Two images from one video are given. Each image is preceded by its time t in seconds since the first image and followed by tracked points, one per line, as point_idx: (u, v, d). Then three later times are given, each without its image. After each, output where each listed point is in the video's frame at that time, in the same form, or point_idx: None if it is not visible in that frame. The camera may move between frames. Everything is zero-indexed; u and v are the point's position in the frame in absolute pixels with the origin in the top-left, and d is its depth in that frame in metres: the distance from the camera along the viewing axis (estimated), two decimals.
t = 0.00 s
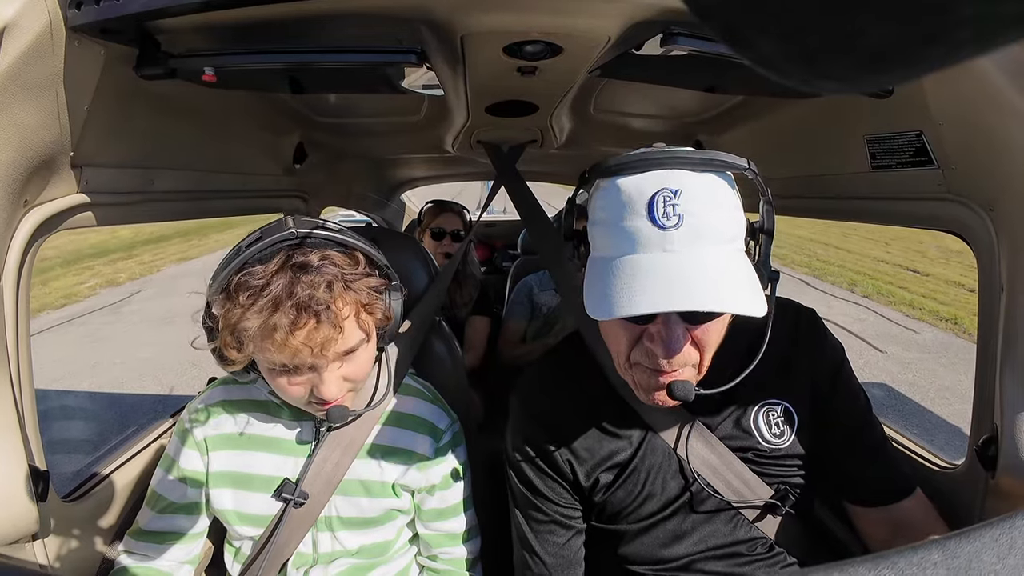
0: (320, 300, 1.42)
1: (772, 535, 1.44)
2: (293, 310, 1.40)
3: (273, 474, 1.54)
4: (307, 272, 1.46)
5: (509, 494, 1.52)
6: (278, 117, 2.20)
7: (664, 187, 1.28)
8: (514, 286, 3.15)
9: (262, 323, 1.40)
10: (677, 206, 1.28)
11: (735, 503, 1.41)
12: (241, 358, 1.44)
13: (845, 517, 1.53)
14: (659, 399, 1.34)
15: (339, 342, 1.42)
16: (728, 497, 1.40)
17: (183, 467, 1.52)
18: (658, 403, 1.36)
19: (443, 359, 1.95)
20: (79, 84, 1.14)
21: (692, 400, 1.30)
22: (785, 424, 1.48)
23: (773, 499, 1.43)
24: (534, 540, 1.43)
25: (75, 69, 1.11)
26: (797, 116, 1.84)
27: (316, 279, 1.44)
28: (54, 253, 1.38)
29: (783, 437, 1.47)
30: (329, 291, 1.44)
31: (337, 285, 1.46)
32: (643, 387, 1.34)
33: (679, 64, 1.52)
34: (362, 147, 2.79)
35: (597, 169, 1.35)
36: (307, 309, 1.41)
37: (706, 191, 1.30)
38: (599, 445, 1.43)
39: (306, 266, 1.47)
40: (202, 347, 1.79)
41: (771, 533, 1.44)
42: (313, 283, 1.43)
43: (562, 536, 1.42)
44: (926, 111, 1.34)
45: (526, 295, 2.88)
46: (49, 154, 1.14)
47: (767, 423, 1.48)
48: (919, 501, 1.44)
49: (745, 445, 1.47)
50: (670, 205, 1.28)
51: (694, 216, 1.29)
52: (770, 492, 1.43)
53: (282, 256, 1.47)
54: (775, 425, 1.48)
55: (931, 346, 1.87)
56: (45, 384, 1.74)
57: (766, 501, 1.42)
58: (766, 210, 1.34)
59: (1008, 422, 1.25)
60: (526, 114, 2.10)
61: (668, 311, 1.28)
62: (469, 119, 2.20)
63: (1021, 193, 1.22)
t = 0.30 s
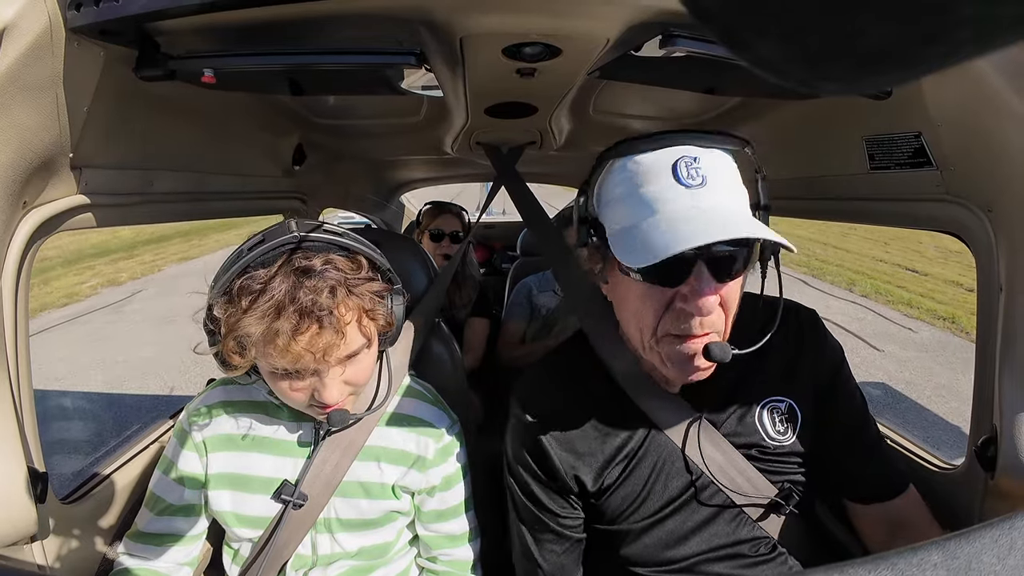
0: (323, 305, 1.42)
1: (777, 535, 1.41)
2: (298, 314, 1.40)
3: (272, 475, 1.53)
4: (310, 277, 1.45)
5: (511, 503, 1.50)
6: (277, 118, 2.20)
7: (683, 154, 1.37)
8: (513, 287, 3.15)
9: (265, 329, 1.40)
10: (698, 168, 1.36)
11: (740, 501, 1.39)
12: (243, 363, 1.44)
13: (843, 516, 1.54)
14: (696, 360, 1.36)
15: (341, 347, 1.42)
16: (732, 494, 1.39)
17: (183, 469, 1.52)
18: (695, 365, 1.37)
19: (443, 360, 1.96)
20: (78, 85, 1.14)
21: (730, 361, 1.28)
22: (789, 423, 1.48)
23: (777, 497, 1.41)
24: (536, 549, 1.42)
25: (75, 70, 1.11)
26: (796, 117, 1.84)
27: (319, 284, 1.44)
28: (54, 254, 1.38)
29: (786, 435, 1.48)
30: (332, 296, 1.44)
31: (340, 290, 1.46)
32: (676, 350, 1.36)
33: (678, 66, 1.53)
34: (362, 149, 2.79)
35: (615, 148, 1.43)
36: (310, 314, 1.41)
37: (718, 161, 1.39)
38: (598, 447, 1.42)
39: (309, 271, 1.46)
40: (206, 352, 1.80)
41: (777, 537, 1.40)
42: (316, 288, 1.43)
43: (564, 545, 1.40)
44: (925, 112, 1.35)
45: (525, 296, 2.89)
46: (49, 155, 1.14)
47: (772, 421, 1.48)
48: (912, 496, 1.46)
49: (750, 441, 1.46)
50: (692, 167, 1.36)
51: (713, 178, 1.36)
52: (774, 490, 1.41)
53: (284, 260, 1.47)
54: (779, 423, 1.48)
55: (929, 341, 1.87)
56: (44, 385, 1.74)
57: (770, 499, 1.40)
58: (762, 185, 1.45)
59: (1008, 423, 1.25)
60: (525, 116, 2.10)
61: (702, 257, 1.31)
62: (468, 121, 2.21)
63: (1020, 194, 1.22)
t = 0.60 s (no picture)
0: (319, 286, 1.43)
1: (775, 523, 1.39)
2: (295, 294, 1.41)
3: (272, 472, 1.54)
4: (308, 261, 1.47)
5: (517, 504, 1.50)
6: (278, 117, 2.20)
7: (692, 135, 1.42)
8: (514, 285, 3.16)
9: (263, 307, 1.41)
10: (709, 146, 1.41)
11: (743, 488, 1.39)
12: (240, 343, 1.44)
13: (830, 508, 1.54)
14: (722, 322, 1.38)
15: (336, 329, 1.42)
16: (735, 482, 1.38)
17: (183, 466, 1.52)
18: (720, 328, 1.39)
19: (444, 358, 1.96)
20: (78, 83, 1.14)
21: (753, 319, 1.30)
22: (790, 409, 1.50)
23: (778, 485, 1.40)
24: (545, 551, 1.40)
25: (75, 69, 1.10)
26: (797, 115, 1.84)
27: (316, 267, 1.45)
28: (55, 252, 1.38)
29: (788, 421, 1.49)
30: (329, 279, 1.45)
31: (336, 273, 1.47)
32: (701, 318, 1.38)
33: (679, 64, 1.52)
34: (363, 147, 2.80)
35: (626, 137, 1.47)
36: (306, 295, 1.41)
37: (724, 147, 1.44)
38: (602, 443, 1.42)
39: (307, 255, 1.48)
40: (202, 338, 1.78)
41: (778, 525, 1.39)
42: (312, 271, 1.45)
43: (575, 547, 1.38)
44: (927, 110, 1.34)
45: (526, 295, 2.90)
46: (49, 153, 1.14)
47: (774, 407, 1.49)
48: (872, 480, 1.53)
49: (755, 428, 1.46)
50: (703, 145, 1.41)
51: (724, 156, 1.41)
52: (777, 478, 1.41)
53: (284, 245, 1.49)
54: (781, 409, 1.49)
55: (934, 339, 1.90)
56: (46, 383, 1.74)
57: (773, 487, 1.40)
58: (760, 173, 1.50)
59: (1008, 421, 1.25)
60: (526, 114, 2.10)
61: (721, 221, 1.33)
62: (469, 119, 2.21)
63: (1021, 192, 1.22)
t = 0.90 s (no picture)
0: (308, 275, 1.44)
1: (777, 523, 1.39)
2: (283, 282, 1.42)
3: (272, 472, 1.54)
4: (300, 250, 1.49)
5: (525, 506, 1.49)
6: (278, 117, 2.20)
7: (675, 155, 1.32)
8: (514, 285, 3.17)
9: (253, 293, 1.43)
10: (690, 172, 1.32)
11: (740, 488, 1.39)
12: (230, 328, 1.46)
13: (832, 509, 1.53)
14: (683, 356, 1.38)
15: (324, 319, 1.42)
16: (733, 481, 1.39)
17: (183, 466, 1.52)
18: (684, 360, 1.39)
19: (443, 358, 1.96)
20: (78, 84, 1.14)
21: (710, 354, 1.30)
22: (791, 407, 1.49)
23: (778, 485, 1.40)
24: (559, 552, 1.38)
25: (75, 69, 1.10)
26: (797, 116, 1.84)
27: (308, 257, 1.47)
28: (55, 253, 1.38)
29: (790, 419, 1.48)
30: (319, 269, 1.46)
31: (326, 263, 1.48)
32: (663, 345, 1.38)
33: (679, 64, 1.52)
34: (363, 148, 2.79)
35: (615, 144, 1.39)
36: (295, 283, 1.43)
37: (715, 161, 1.35)
38: (607, 443, 1.42)
39: (301, 245, 1.50)
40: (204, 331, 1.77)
41: (778, 524, 1.39)
42: (302, 260, 1.46)
43: (590, 547, 1.36)
44: (926, 110, 1.34)
45: (526, 295, 2.90)
46: (49, 154, 1.14)
47: (774, 405, 1.49)
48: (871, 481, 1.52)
49: (756, 426, 1.46)
50: (683, 171, 1.32)
51: (705, 183, 1.33)
52: (776, 477, 1.40)
53: (279, 236, 1.51)
54: (781, 407, 1.49)
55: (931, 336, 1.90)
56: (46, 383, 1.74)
57: (773, 487, 1.39)
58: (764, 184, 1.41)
59: (1008, 422, 1.24)
60: (526, 114, 2.10)
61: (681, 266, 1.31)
62: (469, 119, 2.21)
63: (1021, 192, 1.22)
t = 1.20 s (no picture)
0: (305, 276, 1.44)
1: (777, 527, 1.39)
2: (280, 282, 1.43)
3: (272, 475, 1.53)
4: (299, 251, 1.49)
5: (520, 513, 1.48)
6: (278, 120, 2.20)
7: (675, 176, 1.30)
8: (514, 288, 3.17)
9: (250, 293, 1.43)
10: (689, 195, 1.30)
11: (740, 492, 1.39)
12: (228, 326, 1.47)
13: (829, 513, 1.53)
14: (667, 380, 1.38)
15: (320, 319, 1.42)
16: (733, 485, 1.38)
17: (184, 468, 1.52)
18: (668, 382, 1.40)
19: (443, 360, 1.96)
20: (79, 86, 1.14)
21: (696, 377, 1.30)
22: (791, 411, 1.49)
23: (778, 488, 1.39)
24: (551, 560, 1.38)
25: (76, 71, 1.11)
26: (797, 119, 1.84)
27: (305, 257, 1.48)
28: (54, 255, 1.38)
29: (790, 424, 1.48)
30: (316, 270, 1.46)
31: (324, 264, 1.48)
32: (650, 364, 1.38)
33: (679, 67, 1.52)
34: (363, 150, 2.80)
35: (616, 156, 1.37)
36: (292, 284, 1.43)
37: (717, 183, 1.32)
38: (601, 449, 1.41)
39: (299, 246, 1.50)
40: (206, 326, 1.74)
41: (779, 530, 1.39)
42: (300, 261, 1.47)
43: (581, 555, 1.36)
44: (926, 113, 1.34)
45: (526, 298, 2.89)
46: (50, 156, 1.14)
47: (774, 409, 1.49)
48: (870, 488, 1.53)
49: (756, 430, 1.46)
50: (682, 193, 1.30)
51: (703, 207, 1.31)
52: (776, 481, 1.40)
53: (279, 237, 1.52)
54: (781, 411, 1.48)
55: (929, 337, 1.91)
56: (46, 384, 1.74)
57: (773, 491, 1.39)
58: (772, 201, 1.37)
59: (1008, 425, 1.24)
60: (526, 117, 2.10)
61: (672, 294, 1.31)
62: (469, 122, 2.21)
63: (1021, 195, 1.22)
